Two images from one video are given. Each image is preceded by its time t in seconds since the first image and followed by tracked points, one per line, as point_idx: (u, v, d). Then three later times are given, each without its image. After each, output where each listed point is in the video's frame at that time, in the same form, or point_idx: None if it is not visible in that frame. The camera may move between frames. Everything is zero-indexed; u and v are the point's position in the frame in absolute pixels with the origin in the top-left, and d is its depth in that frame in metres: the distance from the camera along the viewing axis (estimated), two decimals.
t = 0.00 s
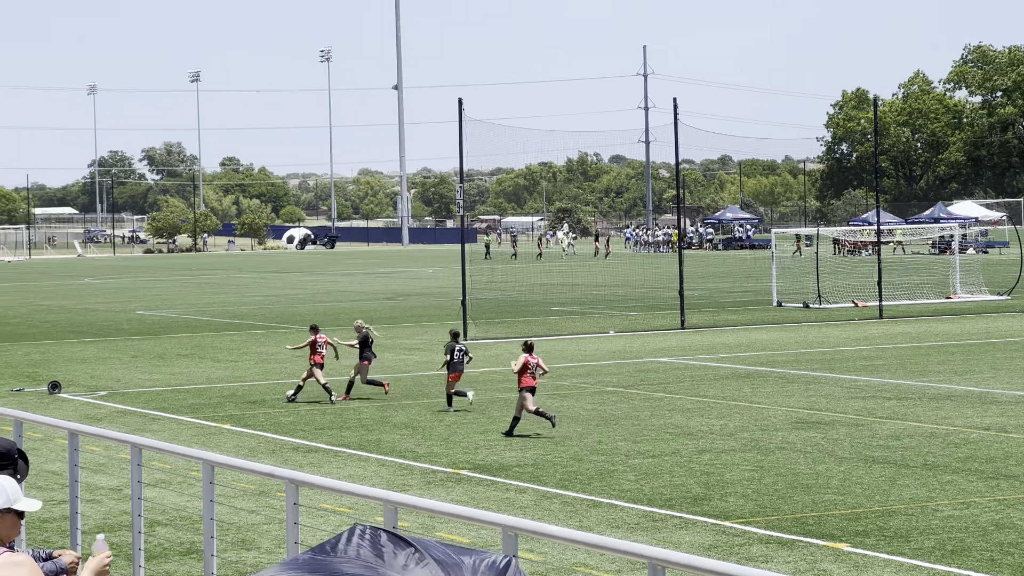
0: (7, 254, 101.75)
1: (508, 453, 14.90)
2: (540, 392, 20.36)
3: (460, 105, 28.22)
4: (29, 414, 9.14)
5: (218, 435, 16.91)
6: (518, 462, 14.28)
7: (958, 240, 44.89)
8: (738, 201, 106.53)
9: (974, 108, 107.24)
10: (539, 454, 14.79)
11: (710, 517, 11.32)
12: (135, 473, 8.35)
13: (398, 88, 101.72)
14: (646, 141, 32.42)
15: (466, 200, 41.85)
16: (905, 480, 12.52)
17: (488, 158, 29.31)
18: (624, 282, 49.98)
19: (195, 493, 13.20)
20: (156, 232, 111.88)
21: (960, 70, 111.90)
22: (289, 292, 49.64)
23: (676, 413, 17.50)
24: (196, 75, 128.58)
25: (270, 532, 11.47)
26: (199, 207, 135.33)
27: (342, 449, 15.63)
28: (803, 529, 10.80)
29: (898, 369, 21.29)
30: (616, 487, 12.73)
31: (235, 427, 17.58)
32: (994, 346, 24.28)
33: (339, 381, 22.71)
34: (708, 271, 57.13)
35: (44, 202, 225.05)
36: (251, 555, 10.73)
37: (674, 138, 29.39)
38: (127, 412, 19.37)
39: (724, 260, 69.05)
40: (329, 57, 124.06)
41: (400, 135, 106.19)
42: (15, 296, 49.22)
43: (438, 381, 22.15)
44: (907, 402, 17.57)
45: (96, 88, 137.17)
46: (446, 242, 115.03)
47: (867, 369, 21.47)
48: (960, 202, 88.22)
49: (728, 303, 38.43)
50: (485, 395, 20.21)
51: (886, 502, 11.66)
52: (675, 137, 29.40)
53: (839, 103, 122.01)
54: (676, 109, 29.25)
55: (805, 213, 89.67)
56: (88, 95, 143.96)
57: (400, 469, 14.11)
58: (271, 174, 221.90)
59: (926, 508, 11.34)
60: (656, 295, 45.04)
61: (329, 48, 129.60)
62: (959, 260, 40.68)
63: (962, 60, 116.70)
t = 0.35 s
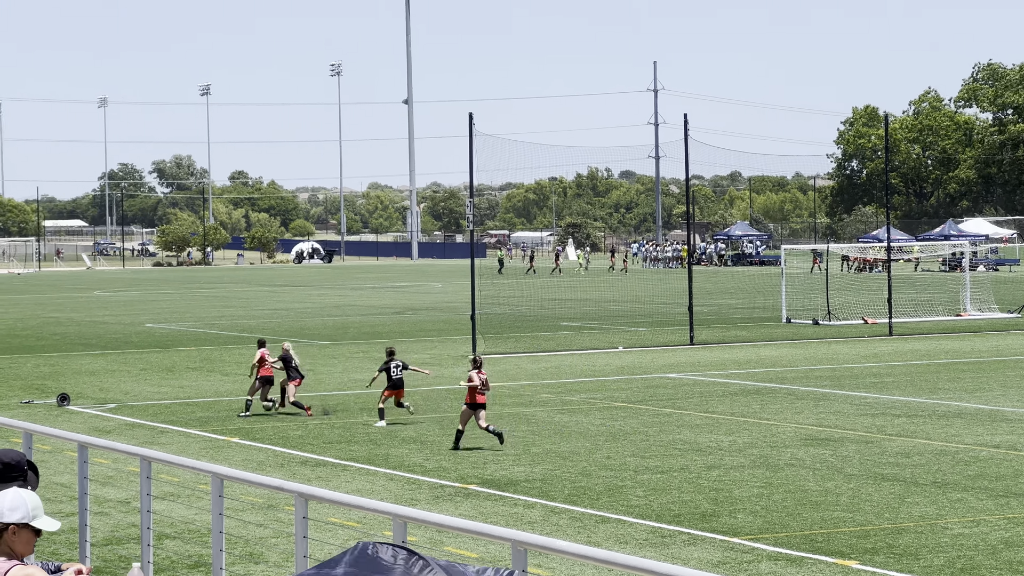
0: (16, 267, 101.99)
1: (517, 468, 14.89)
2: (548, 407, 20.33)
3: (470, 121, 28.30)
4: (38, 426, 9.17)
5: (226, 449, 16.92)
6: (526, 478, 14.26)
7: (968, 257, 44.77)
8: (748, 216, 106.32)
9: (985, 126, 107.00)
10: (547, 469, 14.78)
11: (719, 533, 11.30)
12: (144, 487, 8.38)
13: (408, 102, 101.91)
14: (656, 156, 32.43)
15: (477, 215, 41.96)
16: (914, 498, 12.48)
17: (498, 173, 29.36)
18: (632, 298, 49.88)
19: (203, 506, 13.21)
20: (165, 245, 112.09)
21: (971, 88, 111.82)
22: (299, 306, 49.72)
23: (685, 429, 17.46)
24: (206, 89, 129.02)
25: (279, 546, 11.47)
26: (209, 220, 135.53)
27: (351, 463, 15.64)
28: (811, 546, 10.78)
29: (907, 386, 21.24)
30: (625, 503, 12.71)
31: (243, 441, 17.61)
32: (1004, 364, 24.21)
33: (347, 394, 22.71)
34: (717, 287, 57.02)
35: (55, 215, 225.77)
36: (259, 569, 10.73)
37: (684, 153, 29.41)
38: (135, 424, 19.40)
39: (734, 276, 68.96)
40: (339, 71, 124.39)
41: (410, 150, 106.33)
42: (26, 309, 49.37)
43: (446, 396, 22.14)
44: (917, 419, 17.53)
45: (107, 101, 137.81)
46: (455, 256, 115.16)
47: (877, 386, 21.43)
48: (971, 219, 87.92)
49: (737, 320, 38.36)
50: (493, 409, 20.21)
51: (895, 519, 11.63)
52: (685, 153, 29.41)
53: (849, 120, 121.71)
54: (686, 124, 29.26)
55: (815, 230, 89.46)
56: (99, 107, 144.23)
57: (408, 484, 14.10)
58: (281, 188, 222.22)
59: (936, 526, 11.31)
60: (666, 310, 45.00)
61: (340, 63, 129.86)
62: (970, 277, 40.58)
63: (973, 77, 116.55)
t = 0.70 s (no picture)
0: (7, 275, 101.79)
1: (506, 479, 14.90)
2: (538, 418, 20.34)
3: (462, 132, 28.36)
4: (28, 434, 9.16)
5: (216, 458, 16.90)
6: (516, 489, 14.26)
7: (958, 271, 44.90)
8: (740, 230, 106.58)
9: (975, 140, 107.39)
10: (537, 480, 14.79)
11: (708, 545, 11.31)
12: (133, 495, 8.39)
13: (400, 113, 102.03)
14: (647, 169, 32.50)
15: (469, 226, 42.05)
16: (903, 511, 12.51)
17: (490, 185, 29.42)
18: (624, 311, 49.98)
19: (193, 515, 13.19)
20: (157, 254, 111.98)
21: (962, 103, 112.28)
22: (290, 316, 49.66)
23: (676, 441, 17.48)
24: (199, 99, 129.07)
25: (268, 556, 11.45)
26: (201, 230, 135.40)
27: (341, 473, 15.64)
28: (799, 558, 10.80)
29: (897, 399, 21.28)
30: (614, 514, 12.72)
31: (233, 450, 17.59)
32: (993, 378, 24.28)
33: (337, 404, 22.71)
34: (708, 300, 57.11)
35: (47, 223, 225.42)
36: None
37: (675, 165, 29.48)
38: (126, 433, 19.37)
39: (725, 289, 69.05)
40: (332, 81, 124.57)
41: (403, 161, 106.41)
42: (16, 317, 49.27)
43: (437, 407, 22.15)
44: (906, 432, 17.57)
45: (100, 110, 137.87)
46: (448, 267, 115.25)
47: (867, 399, 21.47)
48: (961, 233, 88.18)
49: (728, 332, 38.42)
50: (484, 420, 20.22)
51: (884, 532, 11.65)
52: (677, 165, 29.48)
53: (842, 133, 121.91)
54: (678, 136, 29.35)
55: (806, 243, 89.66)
56: (91, 116, 144.12)
57: (398, 494, 14.09)
58: (273, 198, 222.11)
59: (925, 539, 11.34)
60: (658, 323, 45.04)
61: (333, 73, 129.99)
62: (960, 290, 40.67)
63: (965, 91, 116.72)
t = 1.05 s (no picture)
0: None
1: (485, 488, 14.86)
2: (516, 427, 20.29)
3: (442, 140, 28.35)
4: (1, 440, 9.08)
5: (194, 466, 16.82)
6: (494, 497, 14.23)
7: (937, 282, 45.19)
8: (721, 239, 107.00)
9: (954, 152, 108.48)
10: (515, 489, 14.75)
11: (686, 555, 11.32)
12: (107, 504, 8.35)
13: (381, 121, 101.96)
14: (629, 178, 32.58)
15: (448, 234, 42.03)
16: (879, 521, 12.55)
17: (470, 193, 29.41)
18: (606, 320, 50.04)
19: (169, 523, 13.10)
20: (136, 261, 111.46)
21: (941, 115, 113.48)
22: (269, 324, 49.46)
23: (654, 450, 17.49)
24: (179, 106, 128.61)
25: (244, 565, 11.36)
26: (180, 237, 134.76)
27: (319, 481, 15.58)
28: (776, 567, 10.82)
29: (875, 409, 21.39)
30: (592, 523, 12.70)
31: (210, 458, 17.49)
32: (970, 389, 24.42)
33: (315, 412, 22.64)
34: (688, 310, 57.25)
35: (25, 230, 223.72)
36: None
37: (656, 175, 29.57)
38: (102, 441, 19.22)
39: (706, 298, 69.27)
40: (313, 89, 124.35)
41: (383, 169, 106.15)
42: None
43: (415, 415, 22.08)
44: (883, 443, 17.62)
45: (79, 116, 137.27)
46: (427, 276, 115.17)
47: (845, 410, 21.55)
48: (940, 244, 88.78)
49: (707, 342, 38.53)
50: (462, 429, 20.17)
51: (860, 542, 11.69)
52: (657, 175, 29.58)
53: (820, 144, 122.69)
54: (659, 146, 29.44)
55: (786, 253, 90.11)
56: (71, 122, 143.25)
57: (376, 503, 14.02)
58: (254, 205, 221.37)
59: (900, 548, 11.38)
60: (637, 332, 45.12)
61: (315, 82, 129.62)
62: (937, 301, 40.91)
63: (943, 104, 117.96)
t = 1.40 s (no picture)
0: None
1: (455, 493, 14.79)
2: (487, 432, 20.23)
3: (414, 144, 28.26)
4: None
5: (164, 470, 16.66)
6: (465, 502, 14.16)
7: (906, 288, 45.51)
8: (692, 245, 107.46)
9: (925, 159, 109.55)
10: (485, 494, 14.69)
11: (656, 559, 11.31)
12: (74, 507, 8.25)
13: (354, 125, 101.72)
14: (600, 183, 32.63)
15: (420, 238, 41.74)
16: (849, 526, 12.59)
17: (440, 197, 29.33)
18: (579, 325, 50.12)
19: (138, 527, 12.95)
20: (106, 265, 110.68)
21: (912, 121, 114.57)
22: (240, 328, 49.18)
23: (625, 456, 17.49)
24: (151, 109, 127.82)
25: (213, 569, 11.25)
26: (151, 241, 133.85)
27: (289, 485, 15.46)
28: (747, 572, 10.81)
29: (845, 415, 21.49)
30: (562, 529, 12.66)
31: (181, 462, 17.33)
32: (939, 395, 24.57)
33: (286, 417, 22.50)
34: (660, 315, 57.42)
35: None
36: None
37: (628, 180, 29.62)
38: (71, 445, 19.01)
39: (677, 304, 69.45)
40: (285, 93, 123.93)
41: (356, 173, 105.84)
42: None
43: (386, 419, 21.98)
44: (853, 448, 17.68)
45: (49, 119, 136.25)
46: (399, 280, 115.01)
47: (815, 415, 21.64)
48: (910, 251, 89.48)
49: (679, 347, 38.63)
50: (433, 433, 20.10)
51: (830, 547, 11.71)
52: (629, 180, 29.62)
53: (792, 149, 123.34)
54: (630, 151, 29.49)
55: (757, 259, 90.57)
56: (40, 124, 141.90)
57: (347, 507, 13.92)
58: (225, 209, 220.21)
59: (870, 554, 11.41)
60: (608, 338, 45.12)
61: (287, 86, 129.09)
62: (908, 307, 41.18)
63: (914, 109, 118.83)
